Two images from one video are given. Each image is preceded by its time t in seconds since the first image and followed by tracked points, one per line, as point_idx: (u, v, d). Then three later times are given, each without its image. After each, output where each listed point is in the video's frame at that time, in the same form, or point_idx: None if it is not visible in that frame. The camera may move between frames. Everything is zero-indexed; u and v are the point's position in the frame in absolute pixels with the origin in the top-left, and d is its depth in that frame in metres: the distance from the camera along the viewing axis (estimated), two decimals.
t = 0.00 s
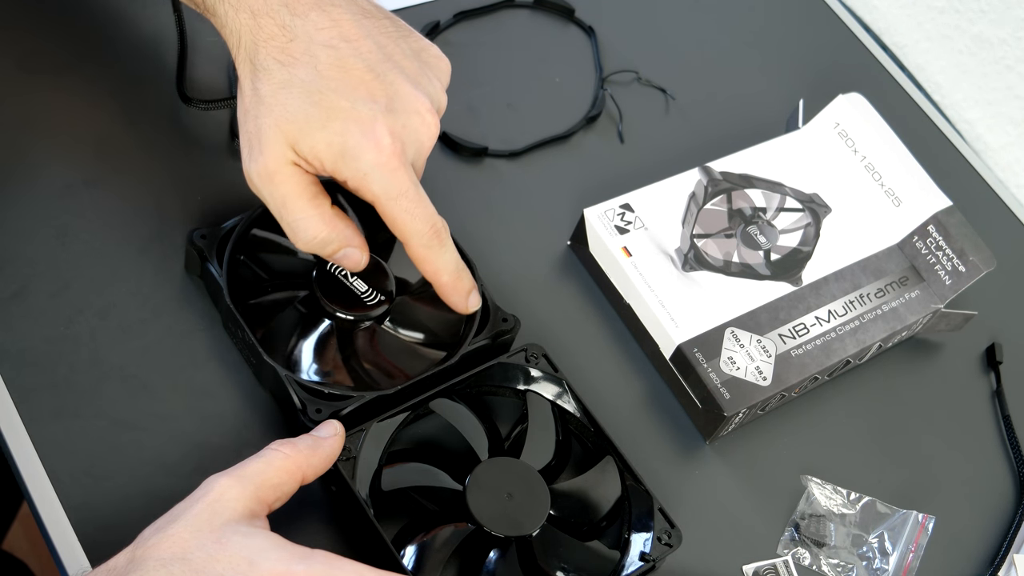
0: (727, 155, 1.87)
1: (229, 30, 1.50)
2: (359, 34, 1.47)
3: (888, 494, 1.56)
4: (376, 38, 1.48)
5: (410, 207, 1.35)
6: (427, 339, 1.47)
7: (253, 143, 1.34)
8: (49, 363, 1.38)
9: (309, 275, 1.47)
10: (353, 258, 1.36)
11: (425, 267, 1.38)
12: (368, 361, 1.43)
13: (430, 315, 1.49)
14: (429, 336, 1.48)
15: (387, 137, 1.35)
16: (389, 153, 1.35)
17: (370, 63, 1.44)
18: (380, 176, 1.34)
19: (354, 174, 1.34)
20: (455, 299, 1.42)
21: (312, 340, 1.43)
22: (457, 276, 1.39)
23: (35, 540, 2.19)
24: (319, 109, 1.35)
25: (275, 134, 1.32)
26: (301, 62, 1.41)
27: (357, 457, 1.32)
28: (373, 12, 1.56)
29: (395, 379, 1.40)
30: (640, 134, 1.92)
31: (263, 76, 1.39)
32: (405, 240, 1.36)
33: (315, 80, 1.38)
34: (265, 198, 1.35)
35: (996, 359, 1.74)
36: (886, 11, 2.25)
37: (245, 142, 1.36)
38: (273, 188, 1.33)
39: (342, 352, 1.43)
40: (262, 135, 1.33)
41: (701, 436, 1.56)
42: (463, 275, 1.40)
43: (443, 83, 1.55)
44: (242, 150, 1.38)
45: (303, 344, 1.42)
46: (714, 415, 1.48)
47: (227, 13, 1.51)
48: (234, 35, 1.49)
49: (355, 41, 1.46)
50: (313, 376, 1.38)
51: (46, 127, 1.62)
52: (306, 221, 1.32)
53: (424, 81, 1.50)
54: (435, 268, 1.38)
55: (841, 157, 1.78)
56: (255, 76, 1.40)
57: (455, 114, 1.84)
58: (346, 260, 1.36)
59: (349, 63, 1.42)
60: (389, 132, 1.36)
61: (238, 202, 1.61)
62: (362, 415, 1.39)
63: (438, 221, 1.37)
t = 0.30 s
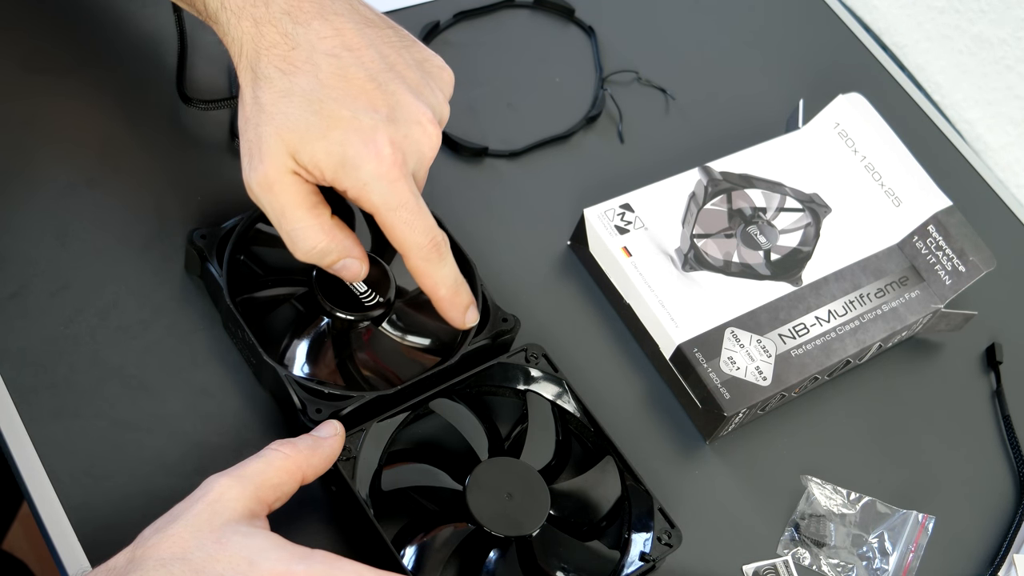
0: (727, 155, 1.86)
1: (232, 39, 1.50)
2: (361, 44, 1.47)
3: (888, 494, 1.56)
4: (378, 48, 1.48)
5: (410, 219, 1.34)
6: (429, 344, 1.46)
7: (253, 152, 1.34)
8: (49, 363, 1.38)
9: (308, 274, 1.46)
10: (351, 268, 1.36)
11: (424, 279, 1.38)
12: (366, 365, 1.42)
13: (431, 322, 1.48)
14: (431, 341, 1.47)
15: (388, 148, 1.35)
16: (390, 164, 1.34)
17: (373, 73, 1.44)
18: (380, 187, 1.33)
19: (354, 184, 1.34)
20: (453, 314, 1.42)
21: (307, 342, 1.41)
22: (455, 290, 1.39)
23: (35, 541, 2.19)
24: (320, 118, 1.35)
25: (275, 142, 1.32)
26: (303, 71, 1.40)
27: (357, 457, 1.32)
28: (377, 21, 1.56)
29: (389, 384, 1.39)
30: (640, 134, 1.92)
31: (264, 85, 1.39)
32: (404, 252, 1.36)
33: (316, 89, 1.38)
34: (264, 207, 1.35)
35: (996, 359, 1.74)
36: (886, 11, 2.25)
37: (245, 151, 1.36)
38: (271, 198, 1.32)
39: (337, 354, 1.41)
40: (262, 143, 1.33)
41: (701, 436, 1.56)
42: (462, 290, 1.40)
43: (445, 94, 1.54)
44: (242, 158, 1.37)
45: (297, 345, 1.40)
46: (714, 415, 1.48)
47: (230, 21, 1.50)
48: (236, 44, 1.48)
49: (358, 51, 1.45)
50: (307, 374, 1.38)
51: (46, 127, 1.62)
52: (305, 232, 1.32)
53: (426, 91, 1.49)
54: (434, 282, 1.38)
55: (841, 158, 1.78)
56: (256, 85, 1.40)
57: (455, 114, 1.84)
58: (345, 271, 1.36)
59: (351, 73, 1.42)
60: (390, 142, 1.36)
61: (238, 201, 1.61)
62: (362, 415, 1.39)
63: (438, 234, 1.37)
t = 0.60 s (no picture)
0: (727, 155, 1.87)
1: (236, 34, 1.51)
2: (366, 37, 1.47)
3: (888, 494, 1.56)
4: (383, 41, 1.49)
5: (417, 211, 1.32)
6: (429, 344, 1.46)
7: (260, 145, 1.34)
8: (49, 363, 1.39)
9: (309, 274, 1.46)
10: (359, 259, 1.35)
11: (429, 271, 1.36)
12: (366, 365, 1.42)
13: (432, 320, 1.48)
14: (430, 339, 1.46)
15: (394, 138, 1.34)
16: (396, 154, 1.33)
17: (378, 66, 1.44)
18: (386, 178, 1.32)
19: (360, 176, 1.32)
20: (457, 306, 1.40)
21: (308, 341, 1.41)
22: (461, 283, 1.37)
23: (35, 541, 2.19)
24: (327, 110, 1.34)
25: (282, 135, 1.32)
26: (309, 64, 1.41)
27: (357, 457, 1.32)
28: (381, 14, 1.56)
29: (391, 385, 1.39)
30: (640, 134, 1.92)
31: (271, 78, 1.40)
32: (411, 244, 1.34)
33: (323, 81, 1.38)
34: (271, 199, 1.35)
35: (996, 359, 1.74)
36: (886, 11, 2.25)
37: (252, 144, 1.36)
38: (278, 190, 1.32)
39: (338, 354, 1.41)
40: (269, 137, 1.33)
41: (702, 436, 1.56)
42: (466, 283, 1.38)
43: (450, 86, 1.55)
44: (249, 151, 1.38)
45: (299, 344, 1.40)
46: (714, 415, 1.48)
47: (235, 16, 1.51)
48: (241, 37, 1.49)
49: (363, 43, 1.46)
50: (308, 375, 1.38)
51: (46, 127, 1.62)
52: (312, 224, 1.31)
53: (431, 83, 1.49)
54: (439, 273, 1.35)
55: (841, 158, 1.78)
56: (263, 78, 1.40)
57: (455, 114, 1.84)
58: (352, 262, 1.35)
59: (356, 65, 1.42)
60: (396, 133, 1.35)
61: (238, 202, 1.61)
62: (362, 415, 1.39)
63: (444, 226, 1.34)
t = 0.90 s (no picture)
0: (727, 155, 1.87)
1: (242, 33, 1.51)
2: (368, 35, 1.47)
3: (888, 494, 1.56)
4: (386, 39, 1.48)
5: (421, 210, 1.35)
6: (429, 343, 1.46)
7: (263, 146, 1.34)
8: (49, 363, 1.39)
9: (309, 274, 1.46)
10: (363, 261, 1.36)
11: (432, 271, 1.39)
12: (366, 364, 1.42)
13: (431, 321, 1.48)
14: (430, 339, 1.47)
15: (398, 138, 1.35)
16: (400, 155, 1.34)
17: (380, 65, 1.44)
18: (391, 179, 1.34)
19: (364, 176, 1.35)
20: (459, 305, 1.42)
21: (308, 341, 1.41)
22: (463, 282, 1.40)
23: (35, 541, 2.20)
24: (330, 110, 1.34)
25: (285, 136, 1.32)
26: (312, 63, 1.40)
27: (357, 457, 1.32)
28: (382, 12, 1.55)
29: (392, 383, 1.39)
30: (640, 134, 1.92)
31: (274, 77, 1.39)
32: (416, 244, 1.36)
33: (325, 80, 1.38)
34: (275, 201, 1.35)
35: (996, 359, 1.73)
36: (886, 11, 2.25)
37: (255, 144, 1.36)
38: (283, 192, 1.33)
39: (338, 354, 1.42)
40: (272, 137, 1.33)
41: (701, 436, 1.56)
42: (468, 282, 1.40)
43: (452, 85, 1.55)
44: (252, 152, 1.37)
45: (299, 344, 1.41)
46: (714, 416, 1.48)
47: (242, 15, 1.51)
48: (243, 37, 1.48)
49: (365, 42, 1.45)
50: (307, 375, 1.38)
51: (46, 127, 1.62)
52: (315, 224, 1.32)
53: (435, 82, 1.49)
54: (442, 273, 1.38)
55: (841, 158, 1.78)
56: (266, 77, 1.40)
57: (455, 115, 1.84)
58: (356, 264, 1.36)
59: (360, 63, 1.42)
60: (400, 133, 1.36)
61: (238, 201, 1.61)
62: (362, 415, 1.39)
63: (448, 226, 1.37)
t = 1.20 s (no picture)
0: (727, 155, 1.87)
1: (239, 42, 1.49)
2: (369, 48, 1.46)
3: (888, 494, 1.56)
4: (384, 52, 1.47)
5: (415, 226, 1.33)
6: (429, 344, 1.46)
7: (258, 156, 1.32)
8: (48, 363, 1.38)
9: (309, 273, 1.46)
10: (358, 272, 1.36)
11: (425, 287, 1.37)
12: (366, 365, 1.42)
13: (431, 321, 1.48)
14: (430, 339, 1.47)
15: (394, 151, 1.33)
16: (395, 168, 1.32)
17: (379, 77, 1.43)
18: (386, 191, 1.32)
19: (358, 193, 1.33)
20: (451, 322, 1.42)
21: (308, 341, 1.41)
22: (456, 299, 1.38)
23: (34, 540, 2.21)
24: (325, 124, 1.33)
25: (281, 147, 1.30)
26: (309, 76, 1.39)
27: (357, 457, 1.32)
28: (382, 25, 1.55)
29: (391, 384, 1.40)
30: (640, 134, 1.92)
31: (272, 90, 1.38)
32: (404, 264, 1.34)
33: (324, 94, 1.37)
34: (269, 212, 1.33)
35: (996, 359, 1.74)
36: (885, 11, 2.25)
37: (250, 155, 1.35)
38: (276, 203, 1.31)
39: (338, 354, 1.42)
40: (268, 147, 1.31)
41: (702, 437, 1.55)
42: (461, 299, 1.40)
43: (451, 99, 1.54)
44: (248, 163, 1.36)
45: (300, 344, 1.40)
46: (714, 415, 1.48)
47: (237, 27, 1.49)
48: (241, 47, 1.46)
49: (364, 54, 1.44)
50: (308, 375, 1.38)
51: (46, 127, 1.62)
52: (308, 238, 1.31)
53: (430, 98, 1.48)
54: (436, 289, 1.37)
55: (841, 158, 1.78)
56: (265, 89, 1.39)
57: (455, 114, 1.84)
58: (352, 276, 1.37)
59: (358, 76, 1.41)
60: (396, 145, 1.34)
61: (238, 201, 1.61)
62: (362, 414, 1.39)
63: (441, 241, 1.35)
